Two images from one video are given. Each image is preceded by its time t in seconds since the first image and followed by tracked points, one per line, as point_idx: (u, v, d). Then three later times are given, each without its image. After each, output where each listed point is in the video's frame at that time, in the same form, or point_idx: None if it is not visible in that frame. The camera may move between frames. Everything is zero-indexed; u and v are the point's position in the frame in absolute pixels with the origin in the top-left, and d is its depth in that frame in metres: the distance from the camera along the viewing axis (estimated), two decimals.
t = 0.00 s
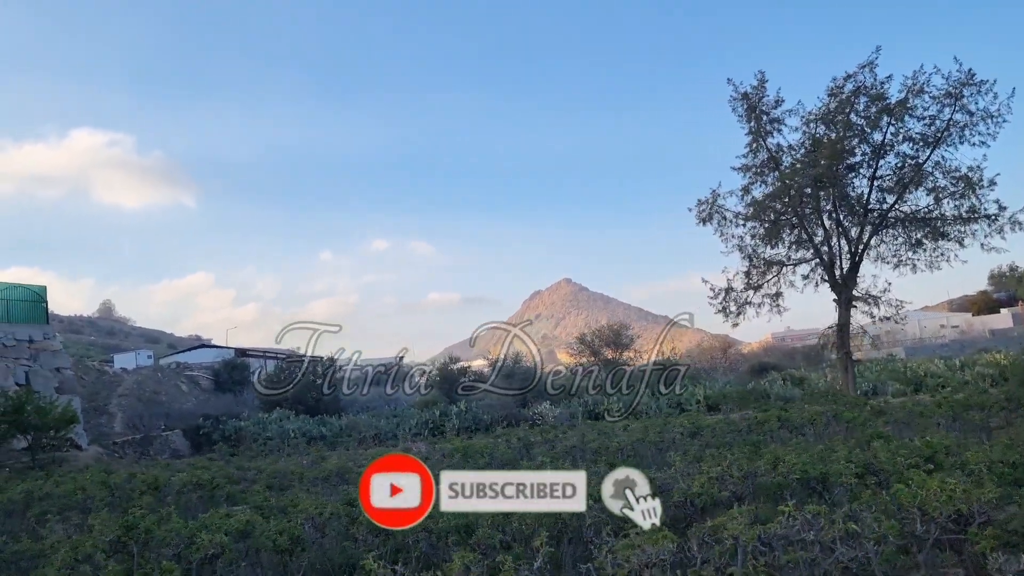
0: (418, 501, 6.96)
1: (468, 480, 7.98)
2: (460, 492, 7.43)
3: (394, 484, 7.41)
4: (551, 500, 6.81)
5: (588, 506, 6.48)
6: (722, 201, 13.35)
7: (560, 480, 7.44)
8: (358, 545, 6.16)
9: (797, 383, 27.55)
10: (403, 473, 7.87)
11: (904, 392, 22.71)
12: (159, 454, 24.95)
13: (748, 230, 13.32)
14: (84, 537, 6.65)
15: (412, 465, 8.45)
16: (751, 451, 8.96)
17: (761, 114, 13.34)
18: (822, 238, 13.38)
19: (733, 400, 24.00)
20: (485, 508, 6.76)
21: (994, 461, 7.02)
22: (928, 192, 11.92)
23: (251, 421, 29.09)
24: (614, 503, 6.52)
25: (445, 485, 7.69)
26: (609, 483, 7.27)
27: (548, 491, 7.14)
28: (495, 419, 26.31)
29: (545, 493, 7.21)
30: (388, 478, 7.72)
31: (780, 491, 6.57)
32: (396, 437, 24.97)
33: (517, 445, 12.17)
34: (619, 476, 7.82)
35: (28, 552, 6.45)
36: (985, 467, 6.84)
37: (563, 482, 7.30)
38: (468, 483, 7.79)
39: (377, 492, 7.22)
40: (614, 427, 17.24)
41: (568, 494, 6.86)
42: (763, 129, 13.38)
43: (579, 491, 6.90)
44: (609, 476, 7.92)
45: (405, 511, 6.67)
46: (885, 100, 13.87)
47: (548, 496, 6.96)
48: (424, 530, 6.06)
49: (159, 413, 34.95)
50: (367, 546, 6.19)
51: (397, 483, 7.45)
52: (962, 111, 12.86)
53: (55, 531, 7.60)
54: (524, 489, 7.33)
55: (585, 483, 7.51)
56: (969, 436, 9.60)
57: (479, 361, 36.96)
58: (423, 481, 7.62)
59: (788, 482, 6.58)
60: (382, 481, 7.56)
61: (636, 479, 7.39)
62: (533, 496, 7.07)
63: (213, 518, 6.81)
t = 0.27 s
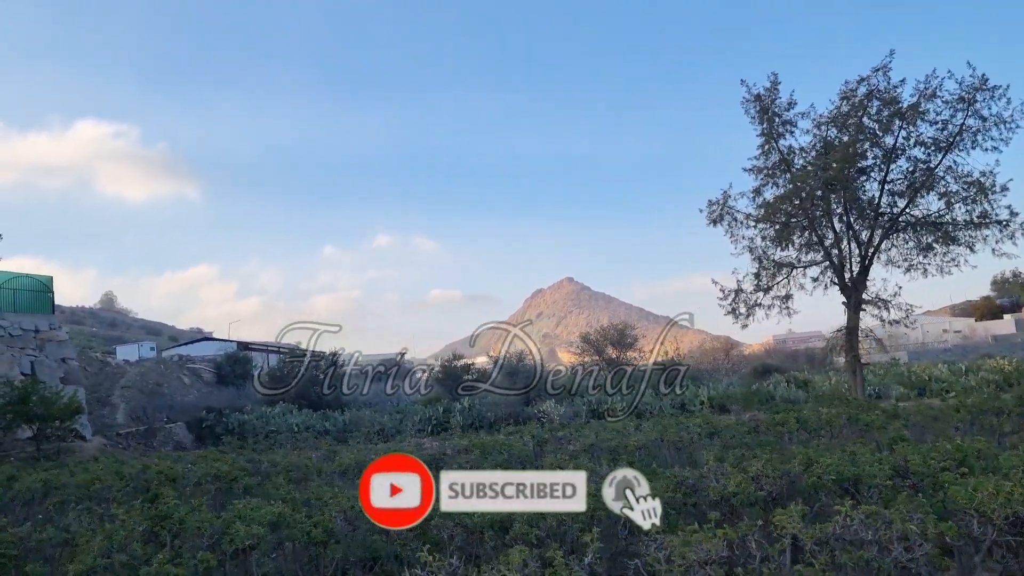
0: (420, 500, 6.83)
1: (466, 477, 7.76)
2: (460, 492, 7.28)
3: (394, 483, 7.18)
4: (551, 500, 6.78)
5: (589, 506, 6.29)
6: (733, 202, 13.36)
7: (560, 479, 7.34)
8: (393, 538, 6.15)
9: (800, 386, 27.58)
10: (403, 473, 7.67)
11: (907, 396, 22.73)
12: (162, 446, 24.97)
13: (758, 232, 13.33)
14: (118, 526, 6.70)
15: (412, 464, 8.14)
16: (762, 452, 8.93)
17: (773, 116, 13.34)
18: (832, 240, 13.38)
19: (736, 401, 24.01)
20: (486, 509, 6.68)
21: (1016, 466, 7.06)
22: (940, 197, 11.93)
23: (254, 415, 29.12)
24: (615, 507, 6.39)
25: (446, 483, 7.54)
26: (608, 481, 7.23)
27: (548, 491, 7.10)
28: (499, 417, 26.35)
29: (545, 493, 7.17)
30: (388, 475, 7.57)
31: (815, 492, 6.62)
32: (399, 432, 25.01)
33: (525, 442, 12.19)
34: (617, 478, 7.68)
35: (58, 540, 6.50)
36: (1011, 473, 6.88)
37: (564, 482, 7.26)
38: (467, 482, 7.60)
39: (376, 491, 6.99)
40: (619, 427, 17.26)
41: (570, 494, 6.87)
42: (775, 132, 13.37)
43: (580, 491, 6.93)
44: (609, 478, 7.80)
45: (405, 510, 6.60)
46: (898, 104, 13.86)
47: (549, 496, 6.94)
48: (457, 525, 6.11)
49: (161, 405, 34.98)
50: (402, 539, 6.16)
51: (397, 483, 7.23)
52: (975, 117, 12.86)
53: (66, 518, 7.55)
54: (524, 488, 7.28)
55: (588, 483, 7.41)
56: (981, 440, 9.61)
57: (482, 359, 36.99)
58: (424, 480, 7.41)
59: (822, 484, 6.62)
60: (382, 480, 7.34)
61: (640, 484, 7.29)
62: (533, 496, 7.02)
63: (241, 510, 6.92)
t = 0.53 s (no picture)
0: (420, 500, 7.02)
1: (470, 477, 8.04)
2: (461, 492, 7.51)
3: (394, 483, 7.39)
4: (552, 500, 7.12)
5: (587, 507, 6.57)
6: (743, 205, 13.36)
7: (559, 480, 7.75)
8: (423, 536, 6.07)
9: (803, 391, 27.53)
10: (403, 474, 7.93)
11: (911, 403, 22.68)
12: (165, 437, 25.00)
13: (768, 236, 13.34)
14: (145, 518, 6.61)
15: (411, 464, 8.38)
16: (772, 458, 8.94)
17: (785, 120, 13.34)
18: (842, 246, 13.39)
19: (739, 405, 23.99)
20: (488, 507, 6.92)
21: None
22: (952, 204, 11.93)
23: (257, 408, 29.16)
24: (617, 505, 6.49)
25: (448, 482, 7.75)
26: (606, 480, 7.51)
27: (548, 491, 7.46)
28: (501, 415, 26.37)
29: (545, 493, 7.51)
30: (387, 475, 7.81)
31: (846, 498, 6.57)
32: (402, 429, 25.03)
33: (532, 441, 12.20)
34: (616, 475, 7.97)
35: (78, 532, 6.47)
36: None
37: (565, 482, 7.64)
38: (469, 481, 7.85)
39: (376, 491, 7.19)
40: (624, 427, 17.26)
41: (570, 495, 7.23)
42: (787, 136, 13.38)
43: (580, 492, 7.30)
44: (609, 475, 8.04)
45: (406, 511, 6.76)
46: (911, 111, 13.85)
47: (549, 496, 7.25)
48: (488, 525, 6.06)
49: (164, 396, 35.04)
50: (432, 536, 6.10)
51: (397, 483, 7.46)
52: (988, 125, 12.85)
53: (79, 507, 7.58)
54: (524, 489, 7.57)
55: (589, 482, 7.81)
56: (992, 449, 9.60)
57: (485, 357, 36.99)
58: (424, 480, 7.68)
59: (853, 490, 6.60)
60: (383, 479, 7.56)
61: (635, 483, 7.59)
62: (533, 496, 7.33)
63: (266, 506, 6.88)
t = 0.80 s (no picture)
0: (420, 499, 6.74)
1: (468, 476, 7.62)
2: (461, 492, 7.11)
3: (394, 483, 7.19)
4: (551, 499, 6.71)
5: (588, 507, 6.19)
6: (752, 203, 13.35)
7: (560, 480, 7.24)
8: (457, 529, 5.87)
9: (808, 389, 27.50)
10: (402, 475, 7.63)
11: (917, 401, 22.66)
12: (169, 435, 24.98)
13: (777, 234, 13.30)
14: (174, 510, 6.41)
15: (411, 463, 8.13)
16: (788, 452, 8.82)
17: (794, 118, 13.32)
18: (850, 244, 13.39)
19: (744, 403, 23.98)
20: (488, 507, 6.44)
21: None
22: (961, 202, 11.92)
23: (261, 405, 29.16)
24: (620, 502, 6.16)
25: (447, 483, 7.37)
26: (612, 476, 7.09)
27: (548, 491, 7.02)
28: (506, 414, 26.37)
29: (545, 493, 7.06)
30: (387, 475, 7.59)
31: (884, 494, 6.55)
32: (407, 425, 25.06)
33: (541, 437, 12.17)
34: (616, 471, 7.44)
35: (98, 525, 6.35)
36: None
37: (564, 482, 7.17)
38: (468, 481, 7.45)
39: (376, 489, 6.98)
40: (631, 425, 17.23)
41: (570, 494, 6.79)
42: (796, 134, 13.34)
43: (580, 492, 6.83)
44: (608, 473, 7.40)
45: (406, 510, 6.48)
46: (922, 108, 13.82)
47: (548, 496, 6.83)
48: (521, 518, 5.95)
49: (168, 393, 35.04)
50: (464, 531, 5.86)
51: (397, 484, 7.22)
52: (998, 123, 12.84)
53: (89, 499, 7.57)
54: (525, 489, 7.15)
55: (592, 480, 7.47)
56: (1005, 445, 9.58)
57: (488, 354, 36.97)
58: (424, 480, 7.43)
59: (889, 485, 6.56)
60: (382, 479, 7.34)
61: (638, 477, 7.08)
62: (533, 496, 6.90)
63: (292, 499, 6.71)
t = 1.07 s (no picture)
0: (420, 499, 6.24)
1: (467, 475, 7.17)
2: (460, 492, 6.63)
3: (394, 483, 6.71)
4: (551, 501, 6.28)
5: (589, 507, 5.89)
6: (760, 202, 13.32)
7: (560, 480, 6.81)
8: (486, 529, 5.61)
9: (812, 389, 27.48)
10: (402, 474, 7.07)
11: (921, 400, 22.63)
12: (174, 434, 24.96)
13: (785, 232, 13.27)
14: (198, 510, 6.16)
15: (412, 463, 7.51)
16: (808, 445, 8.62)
17: (803, 116, 13.28)
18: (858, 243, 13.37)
19: (748, 402, 23.96)
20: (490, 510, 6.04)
21: None
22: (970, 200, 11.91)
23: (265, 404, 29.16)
24: (620, 502, 5.90)
25: (444, 483, 6.90)
26: (613, 475, 6.84)
27: (549, 491, 6.59)
28: (509, 413, 26.36)
29: (545, 494, 6.64)
30: (385, 475, 7.08)
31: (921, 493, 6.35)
32: (410, 425, 25.04)
33: (549, 434, 12.12)
34: (614, 472, 7.07)
35: (116, 524, 6.04)
36: None
37: (564, 483, 6.70)
38: (466, 481, 6.96)
39: (376, 491, 6.53)
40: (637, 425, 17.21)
41: (570, 494, 6.33)
42: (805, 132, 13.31)
43: (581, 492, 6.41)
44: (608, 473, 7.11)
45: (405, 510, 6.03)
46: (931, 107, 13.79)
47: (548, 496, 6.40)
48: (551, 515, 5.67)
49: (171, 392, 35.03)
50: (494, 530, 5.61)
51: (397, 484, 6.72)
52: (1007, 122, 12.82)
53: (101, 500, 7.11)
54: (525, 489, 6.71)
55: (598, 477, 7.23)
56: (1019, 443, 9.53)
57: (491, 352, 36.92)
58: (425, 480, 6.81)
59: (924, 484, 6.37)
60: (380, 480, 6.85)
61: (638, 477, 6.75)
62: (532, 496, 6.48)
63: (320, 496, 6.43)
